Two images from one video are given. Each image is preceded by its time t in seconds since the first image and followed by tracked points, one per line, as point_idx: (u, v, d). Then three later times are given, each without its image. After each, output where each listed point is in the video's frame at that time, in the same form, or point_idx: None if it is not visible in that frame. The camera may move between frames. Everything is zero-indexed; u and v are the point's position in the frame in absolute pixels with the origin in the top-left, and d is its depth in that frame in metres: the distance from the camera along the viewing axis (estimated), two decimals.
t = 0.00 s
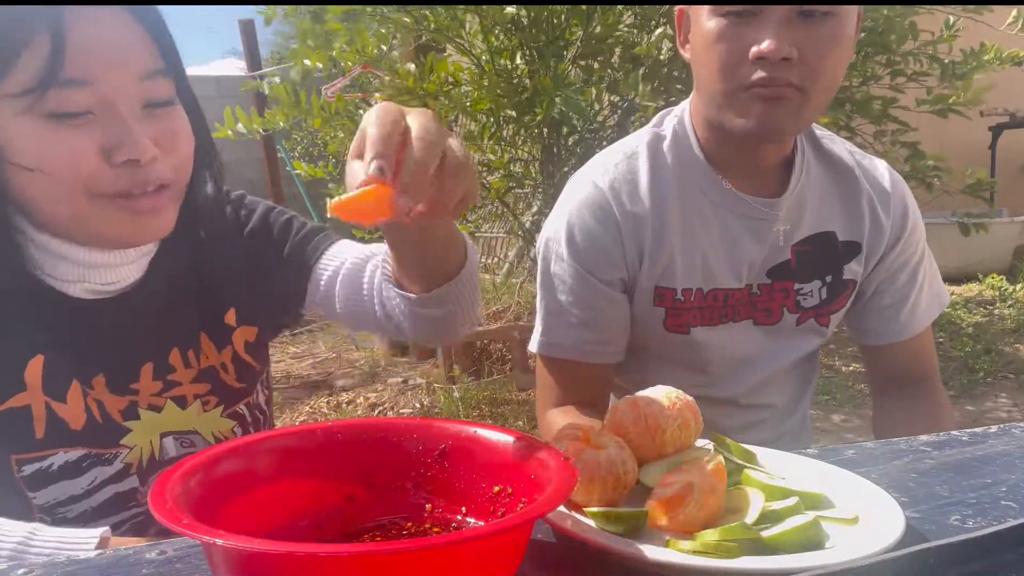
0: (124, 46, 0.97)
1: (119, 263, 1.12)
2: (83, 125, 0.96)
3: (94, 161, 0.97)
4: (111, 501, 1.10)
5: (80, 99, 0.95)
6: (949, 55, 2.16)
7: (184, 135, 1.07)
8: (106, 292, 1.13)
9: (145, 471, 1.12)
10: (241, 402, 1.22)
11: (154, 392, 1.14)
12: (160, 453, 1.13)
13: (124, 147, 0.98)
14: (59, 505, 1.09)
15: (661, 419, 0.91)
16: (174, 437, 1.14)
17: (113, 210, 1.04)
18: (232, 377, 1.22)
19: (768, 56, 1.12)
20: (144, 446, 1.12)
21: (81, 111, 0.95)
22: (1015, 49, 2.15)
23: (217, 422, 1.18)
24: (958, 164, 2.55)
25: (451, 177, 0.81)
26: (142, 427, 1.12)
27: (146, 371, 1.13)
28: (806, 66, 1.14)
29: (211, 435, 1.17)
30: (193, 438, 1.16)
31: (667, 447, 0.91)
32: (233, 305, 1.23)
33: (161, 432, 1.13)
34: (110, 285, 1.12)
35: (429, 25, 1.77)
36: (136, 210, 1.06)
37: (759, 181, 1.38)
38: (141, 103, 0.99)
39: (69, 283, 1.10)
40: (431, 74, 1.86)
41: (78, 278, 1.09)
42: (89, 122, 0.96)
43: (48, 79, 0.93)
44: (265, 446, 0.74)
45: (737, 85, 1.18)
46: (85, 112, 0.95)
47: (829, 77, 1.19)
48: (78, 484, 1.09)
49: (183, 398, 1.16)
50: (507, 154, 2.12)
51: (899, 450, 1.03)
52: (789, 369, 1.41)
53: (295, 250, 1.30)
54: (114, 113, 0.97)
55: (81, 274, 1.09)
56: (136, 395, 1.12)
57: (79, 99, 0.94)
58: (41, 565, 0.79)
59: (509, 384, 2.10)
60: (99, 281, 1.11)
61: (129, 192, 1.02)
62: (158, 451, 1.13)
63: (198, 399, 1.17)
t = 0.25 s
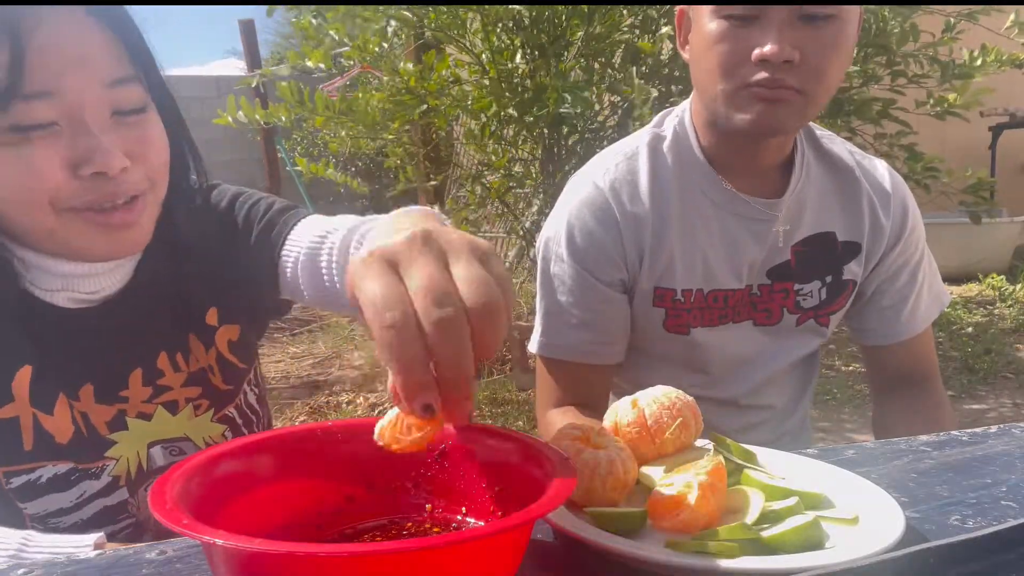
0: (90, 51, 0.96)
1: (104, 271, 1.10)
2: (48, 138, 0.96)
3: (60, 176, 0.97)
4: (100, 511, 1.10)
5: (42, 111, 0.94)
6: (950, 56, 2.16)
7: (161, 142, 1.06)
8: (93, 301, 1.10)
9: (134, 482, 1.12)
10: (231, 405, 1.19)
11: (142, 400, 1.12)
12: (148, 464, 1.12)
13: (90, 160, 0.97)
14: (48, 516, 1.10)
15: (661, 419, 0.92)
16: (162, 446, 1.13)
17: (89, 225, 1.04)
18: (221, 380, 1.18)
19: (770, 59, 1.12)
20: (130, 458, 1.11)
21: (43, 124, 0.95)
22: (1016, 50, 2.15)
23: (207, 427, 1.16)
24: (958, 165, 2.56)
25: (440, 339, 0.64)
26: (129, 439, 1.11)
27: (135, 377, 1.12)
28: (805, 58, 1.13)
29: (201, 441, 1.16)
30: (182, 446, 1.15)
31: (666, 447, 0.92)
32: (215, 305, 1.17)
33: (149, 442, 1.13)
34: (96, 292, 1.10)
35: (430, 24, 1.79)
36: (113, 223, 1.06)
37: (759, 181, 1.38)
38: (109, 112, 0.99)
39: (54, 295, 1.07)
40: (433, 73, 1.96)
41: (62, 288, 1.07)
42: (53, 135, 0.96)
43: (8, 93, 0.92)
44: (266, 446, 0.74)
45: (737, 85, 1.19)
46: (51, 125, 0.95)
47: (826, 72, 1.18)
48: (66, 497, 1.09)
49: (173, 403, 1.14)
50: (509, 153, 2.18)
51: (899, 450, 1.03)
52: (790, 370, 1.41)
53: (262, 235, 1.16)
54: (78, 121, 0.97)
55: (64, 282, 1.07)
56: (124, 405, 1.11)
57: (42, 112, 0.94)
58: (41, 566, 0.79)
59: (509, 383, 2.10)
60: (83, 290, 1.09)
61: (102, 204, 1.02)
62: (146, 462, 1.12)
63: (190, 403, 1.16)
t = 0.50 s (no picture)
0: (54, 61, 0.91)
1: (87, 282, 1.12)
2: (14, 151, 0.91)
3: (31, 190, 0.94)
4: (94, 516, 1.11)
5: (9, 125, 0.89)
6: (949, 57, 2.16)
7: (135, 145, 1.05)
8: (78, 309, 1.13)
9: (125, 489, 1.14)
10: (222, 410, 1.23)
11: (132, 406, 1.15)
12: (139, 469, 1.15)
13: (59, 170, 0.94)
14: (41, 523, 1.10)
15: (661, 419, 0.92)
16: (153, 453, 1.16)
17: (63, 236, 1.03)
18: (212, 385, 1.22)
19: (744, 66, 1.09)
20: (121, 465, 1.13)
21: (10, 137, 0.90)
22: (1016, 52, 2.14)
23: (200, 432, 1.19)
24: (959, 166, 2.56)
25: (417, 408, 0.61)
26: (123, 442, 1.14)
27: (125, 384, 1.15)
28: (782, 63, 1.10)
29: (194, 445, 1.19)
30: (173, 451, 1.17)
31: (666, 448, 0.92)
32: (201, 311, 1.21)
33: (140, 448, 1.15)
34: (81, 301, 1.12)
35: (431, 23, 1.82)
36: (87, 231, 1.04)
37: (745, 181, 1.39)
38: (78, 121, 0.95)
39: (40, 303, 1.10)
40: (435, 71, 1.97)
41: (47, 297, 1.10)
42: (17, 148, 0.91)
43: None
44: (266, 446, 0.74)
45: (714, 95, 1.20)
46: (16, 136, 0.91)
47: (807, 74, 1.16)
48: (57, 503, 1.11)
49: (164, 409, 1.17)
50: (509, 152, 2.12)
51: (899, 450, 1.03)
52: (790, 370, 1.41)
53: (248, 241, 1.21)
54: (45, 133, 0.92)
55: (49, 291, 1.09)
56: (116, 410, 1.14)
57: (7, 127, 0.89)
58: (41, 566, 0.79)
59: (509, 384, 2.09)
60: (67, 299, 1.11)
61: (77, 215, 1.00)
62: (138, 467, 1.15)
63: (181, 408, 1.18)
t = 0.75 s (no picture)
0: (45, 62, 0.90)
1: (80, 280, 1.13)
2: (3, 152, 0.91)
3: (20, 192, 0.94)
4: (93, 516, 1.12)
5: None
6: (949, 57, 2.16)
7: (123, 146, 1.04)
8: (70, 310, 1.14)
9: (121, 490, 1.14)
10: (218, 412, 1.22)
11: (126, 408, 1.15)
12: (134, 470, 1.15)
13: (48, 172, 0.93)
14: (36, 524, 1.11)
15: (661, 419, 0.92)
16: (149, 453, 1.16)
17: (53, 235, 1.02)
18: (208, 387, 1.21)
19: (681, 71, 1.14)
20: (115, 466, 1.13)
21: None
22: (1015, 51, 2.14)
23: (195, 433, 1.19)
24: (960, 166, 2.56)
25: (428, 429, 0.62)
26: (118, 445, 1.14)
27: (119, 386, 1.15)
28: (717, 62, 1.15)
29: (189, 447, 1.18)
30: (169, 452, 1.17)
31: (666, 448, 0.92)
32: (195, 313, 1.21)
33: (136, 450, 1.15)
34: (73, 302, 1.13)
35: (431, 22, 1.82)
36: (76, 229, 1.04)
37: (705, 178, 1.41)
38: (66, 123, 0.94)
39: (33, 305, 1.11)
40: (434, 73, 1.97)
41: (40, 298, 1.11)
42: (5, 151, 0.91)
43: None
44: (266, 445, 0.74)
45: (660, 103, 1.22)
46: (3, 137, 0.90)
47: (744, 81, 1.21)
48: (53, 504, 1.11)
49: (160, 410, 1.17)
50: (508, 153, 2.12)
51: (899, 450, 1.04)
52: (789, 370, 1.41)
53: (245, 245, 1.21)
54: (34, 137, 0.91)
55: (43, 292, 1.10)
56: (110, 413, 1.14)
57: None
58: (40, 566, 0.79)
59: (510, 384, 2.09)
60: (60, 300, 1.12)
61: (67, 214, 1.00)
62: (133, 469, 1.15)
63: (176, 410, 1.18)
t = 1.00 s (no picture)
0: (41, 58, 0.90)
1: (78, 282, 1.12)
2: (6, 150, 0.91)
3: (22, 190, 0.93)
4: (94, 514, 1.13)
5: None
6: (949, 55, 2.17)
7: (124, 148, 1.04)
8: (72, 310, 1.13)
9: (121, 488, 1.15)
10: (219, 410, 1.22)
11: (126, 408, 1.16)
12: (134, 469, 1.15)
13: (48, 171, 0.93)
14: (37, 522, 1.12)
15: (661, 419, 0.92)
16: (149, 452, 1.16)
17: (51, 237, 1.01)
18: (210, 387, 1.21)
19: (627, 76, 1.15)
20: (116, 464, 1.14)
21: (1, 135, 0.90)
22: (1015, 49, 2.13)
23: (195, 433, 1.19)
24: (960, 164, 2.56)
25: (516, 363, 0.75)
26: (117, 443, 1.14)
27: (119, 386, 1.15)
28: (665, 61, 1.15)
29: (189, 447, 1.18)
30: (169, 451, 1.18)
31: (666, 447, 0.92)
32: (195, 313, 1.21)
33: (136, 448, 1.16)
34: (74, 301, 1.13)
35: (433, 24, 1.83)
36: (77, 231, 1.03)
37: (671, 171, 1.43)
38: (69, 124, 0.94)
39: (34, 305, 1.11)
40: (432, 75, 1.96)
41: (41, 298, 1.11)
42: (9, 147, 0.91)
43: None
44: (266, 446, 0.74)
45: (614, 110, 1.23)
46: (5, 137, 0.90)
47: (697, 72, 1.20)
48: (52, 504, 1.12)
49: (158, 410, 1.17)
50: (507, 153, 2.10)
51: (899, 450, 1.04)
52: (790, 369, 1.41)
53: (250, 246, 1.20)
54: (36, 133, 0.91)
55: (43, 293, 1.10)
56: (109, 412, 1.15)
57: None
58: (40, 566, 0.79)
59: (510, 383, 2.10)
60: (60, 299, 1.12)
61: (63, 215, 0.99)
62: (133, 466, 1.15)
63: (176, 410, 1.19)
